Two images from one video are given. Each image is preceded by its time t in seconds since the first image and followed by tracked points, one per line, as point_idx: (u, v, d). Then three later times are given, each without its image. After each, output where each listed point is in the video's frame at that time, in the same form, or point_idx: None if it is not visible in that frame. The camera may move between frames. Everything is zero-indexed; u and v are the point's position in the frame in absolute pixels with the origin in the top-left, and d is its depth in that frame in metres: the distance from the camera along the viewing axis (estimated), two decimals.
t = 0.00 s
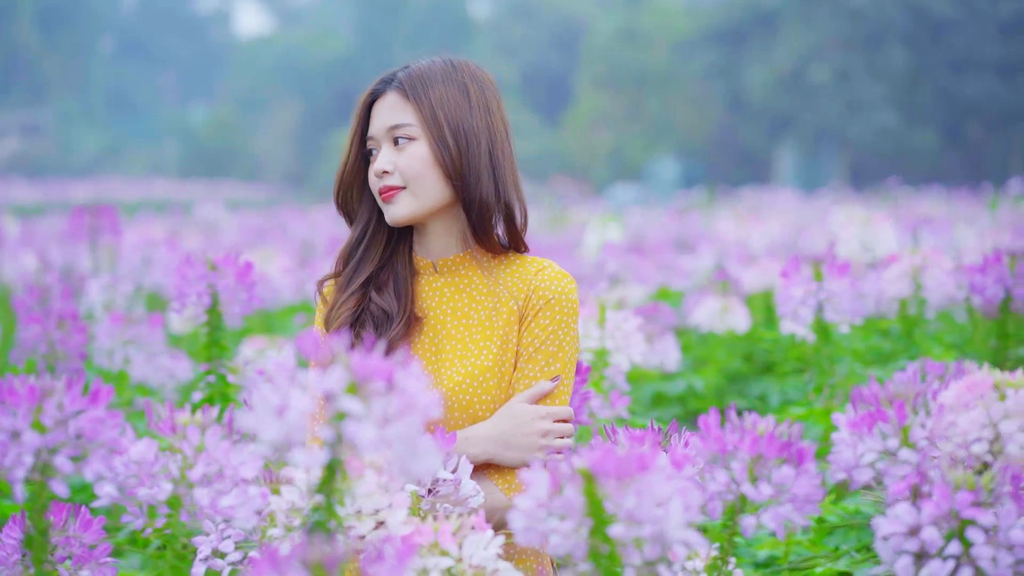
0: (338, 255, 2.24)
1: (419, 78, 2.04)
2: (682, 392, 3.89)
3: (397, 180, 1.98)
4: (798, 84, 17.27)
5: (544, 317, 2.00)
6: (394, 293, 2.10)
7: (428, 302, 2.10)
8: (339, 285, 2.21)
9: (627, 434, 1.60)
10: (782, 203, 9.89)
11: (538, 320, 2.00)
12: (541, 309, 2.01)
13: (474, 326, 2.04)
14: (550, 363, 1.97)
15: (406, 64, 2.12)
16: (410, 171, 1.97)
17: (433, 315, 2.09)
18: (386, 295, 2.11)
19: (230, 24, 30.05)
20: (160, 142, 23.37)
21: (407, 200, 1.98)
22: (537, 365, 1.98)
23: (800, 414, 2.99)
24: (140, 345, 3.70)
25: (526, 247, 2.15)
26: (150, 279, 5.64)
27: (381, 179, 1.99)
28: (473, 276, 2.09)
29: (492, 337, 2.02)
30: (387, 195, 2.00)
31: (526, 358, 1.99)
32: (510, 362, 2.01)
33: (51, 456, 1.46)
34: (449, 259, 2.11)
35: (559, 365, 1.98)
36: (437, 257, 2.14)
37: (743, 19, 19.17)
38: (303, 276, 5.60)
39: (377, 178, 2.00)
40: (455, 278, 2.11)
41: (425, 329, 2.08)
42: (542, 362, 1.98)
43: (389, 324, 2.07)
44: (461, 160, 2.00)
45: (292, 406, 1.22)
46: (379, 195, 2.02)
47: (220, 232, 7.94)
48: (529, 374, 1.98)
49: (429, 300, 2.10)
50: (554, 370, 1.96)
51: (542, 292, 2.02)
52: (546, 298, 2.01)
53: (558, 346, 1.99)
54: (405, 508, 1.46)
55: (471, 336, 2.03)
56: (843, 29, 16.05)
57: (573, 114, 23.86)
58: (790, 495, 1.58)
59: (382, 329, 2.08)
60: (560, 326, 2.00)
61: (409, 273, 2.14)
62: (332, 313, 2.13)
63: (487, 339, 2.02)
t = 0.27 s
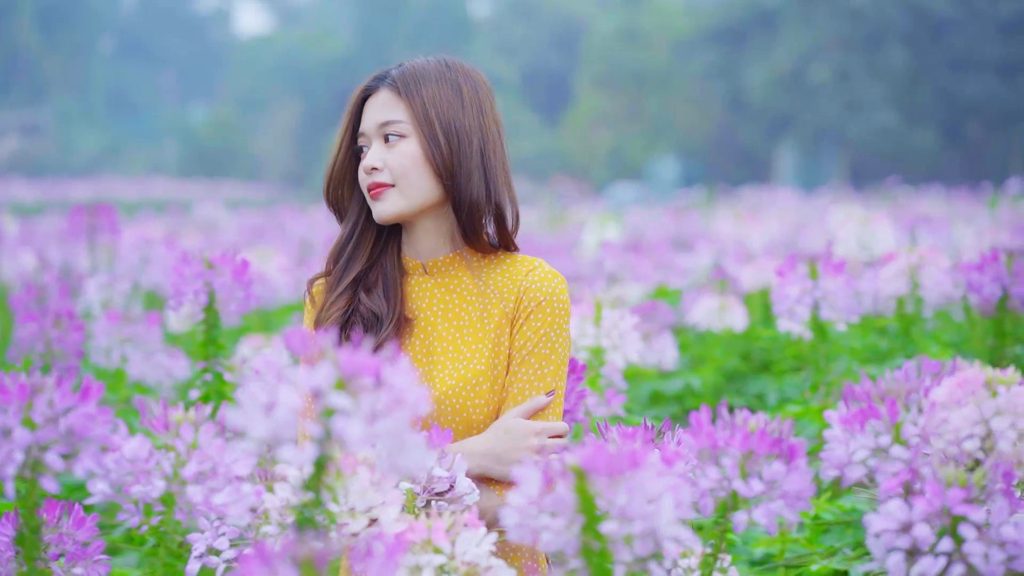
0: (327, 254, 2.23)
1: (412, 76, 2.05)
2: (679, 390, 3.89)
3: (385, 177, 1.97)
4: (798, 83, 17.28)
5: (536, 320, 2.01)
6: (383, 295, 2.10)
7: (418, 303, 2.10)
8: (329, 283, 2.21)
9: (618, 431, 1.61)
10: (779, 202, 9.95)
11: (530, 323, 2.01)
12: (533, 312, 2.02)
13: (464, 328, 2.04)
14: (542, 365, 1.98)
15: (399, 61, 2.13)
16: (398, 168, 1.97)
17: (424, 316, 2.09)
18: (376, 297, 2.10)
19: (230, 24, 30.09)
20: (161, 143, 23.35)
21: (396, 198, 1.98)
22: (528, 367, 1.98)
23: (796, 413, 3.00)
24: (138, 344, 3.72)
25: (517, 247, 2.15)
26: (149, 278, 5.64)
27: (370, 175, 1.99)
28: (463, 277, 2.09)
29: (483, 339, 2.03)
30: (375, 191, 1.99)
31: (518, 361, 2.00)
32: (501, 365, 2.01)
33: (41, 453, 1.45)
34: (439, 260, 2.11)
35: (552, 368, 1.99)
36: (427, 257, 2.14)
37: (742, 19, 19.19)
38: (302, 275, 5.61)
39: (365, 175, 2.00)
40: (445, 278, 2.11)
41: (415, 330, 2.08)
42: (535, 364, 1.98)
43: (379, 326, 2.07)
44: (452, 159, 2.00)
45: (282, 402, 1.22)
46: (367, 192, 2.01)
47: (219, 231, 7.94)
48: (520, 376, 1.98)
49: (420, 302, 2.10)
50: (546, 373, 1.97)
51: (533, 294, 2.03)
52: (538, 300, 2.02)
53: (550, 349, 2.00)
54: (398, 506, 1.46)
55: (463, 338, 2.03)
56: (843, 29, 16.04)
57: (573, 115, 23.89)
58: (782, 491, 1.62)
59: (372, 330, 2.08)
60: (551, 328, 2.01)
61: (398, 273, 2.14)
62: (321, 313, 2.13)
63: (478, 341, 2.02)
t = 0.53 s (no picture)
0: (319, 256, 2.22)
1: (406, 78, 2.05)
2: (678, 390, 3.89)
3: (376, 178, 1.97)
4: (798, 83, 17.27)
5: (530, 325, 2.01)
6: (375, 298, 2.10)
7: (411, 306, 2.10)
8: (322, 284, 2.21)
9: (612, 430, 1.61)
10: (779, 202, 9.95)
11: (524, 328, 2.01)
12: (527, 317, 2.02)
13: (457, 331, 2.05)
14: (536, 370, 1.98)
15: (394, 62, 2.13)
16: (390, 168, 1.96)
17: (416, 320, 2.09)
18: (368, 300, 2.10)
19: (230, 24, 30.06)
20: (161, 142, 23.29)
21: (386, 199, 1.97)
22: (523, 373, 1.99)
23: (794, 412, 3.01)
24: (136, 343, 3.73)
25: (510, 249, 2.16)
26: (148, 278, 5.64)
27: (361, 175, 1.98)
28: (457, 281, 2.09)
29: (477, 343, 2.03)
30: (366, 192, 1.99)
31: (513, 366, 2.00)
32: (495, 370, 2.02)
33: (32, 452, 1.45)
34: (431, 263, 2.11)
35: (546, 373, 1.99)
36: (419, 260, 2.13)
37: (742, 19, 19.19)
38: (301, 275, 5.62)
39: (357, 174, 2.00)
40: (439, 281, 2.11)
41: (408, 334, 2.08)
42: (529, 369, 1.99)
43: (371, 329, 2.07)
44: (444, 162, 2.00)
45: (273, 402, 1.23)
46: (359, 193, 2.01)
47: (218, 231, 7.92)
48: (513, 381, 1.99)
49: (412, 305, 2.10)
50: (541, 378, 1.98)
51: (528, 299, 2.03)
52: (532, 305, 2.02)
53: (545, 354, 2.00)
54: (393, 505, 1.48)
55: (457, 342, 2.04)
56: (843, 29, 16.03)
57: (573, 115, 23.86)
58: (775, 490, 1.62)
59: (364, 333, 2.07)
60: (545, 334, 2.01)
61: (391, 275, 2.13)
62: (313, 315, 2.13)
63: (472, 346, 2.03)
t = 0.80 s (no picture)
0: (317, 258, 2.23)
1: (403, 80, 2.05)
2: (678, 390, 3.88)
3: (372, 181, 1.98)
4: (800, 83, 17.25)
5: (530, 332, 2.01)
6: (370, 303, 2.10)
7: (406, 310, 2.10)
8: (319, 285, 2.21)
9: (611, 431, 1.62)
10: (781, 203, 9.94)
11: (523, 335, 2.01)
12: (526, 324, 2.01)
13: (454, 337, 2.05)
14: (534, 377, 1.98)
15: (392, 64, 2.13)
16: (386, 172, 1.98)
17: (412, 325, 2.09)
18: (363, 305, 2.10)
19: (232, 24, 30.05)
20: (163, 142, 23.26)
21: (381, 202, 1.98)
22: (522, 381, 1.98)
23: (793, 412, 3.01)
24: (136, 343, 3.73)
25: (506, 254, 2.16)
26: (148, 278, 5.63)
27: (357, 178, 2.00)
28: (454, 286, 2.09)
29: (474, 349, 2.03)
30: (361, 195, 2.00)
31: (512, 373, 2.00)
32: (493, 375, 2.02)
33: (28, 451, 1.46)
34: (427, 267, 2.12)
35: (546, 381, 1.99)
36: (416, 265, 2.14)
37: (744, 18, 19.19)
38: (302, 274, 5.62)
39: (352, 177, 2.00)
40: (436, 286, 2.11)
41: (404, 338, 2.08)
42: (527, 376, 1.98)
43: (365, 333, 2.07)
44: (442, 167, 2.01)
45: (272, 402, 1.23)
46: (354, 196, 2.02)
47: (220, 231, 7.92)
48: (512, 387, 1.98)
49: (408, 308, 2.10)
50: (540, 386, 1.97)
51: (527, 305, 2.02)
52: (531, 312, 2.02)
53: (544, 361, 2.00)
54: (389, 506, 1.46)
55: (455, 348, 2.04)
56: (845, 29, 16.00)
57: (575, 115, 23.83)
58: (773, 490, 1.60)
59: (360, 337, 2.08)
60: (545, 341, 2.01)
61: (387, 279, 2.14)
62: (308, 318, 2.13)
63: (470, 353, 2.03)
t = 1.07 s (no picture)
0: (316, 258, 2.23)
1: (401, 82, 2.06)
2: (680, 390, 3.88)
3: (369, 182, 1.99)
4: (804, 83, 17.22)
5: (533, 340, 2.01)
6: (369, 306, 2.11)
7: (405, 313, 2.11)
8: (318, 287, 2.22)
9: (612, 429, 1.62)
10: (785, 202, 9.92)
11: (526, 344, 2.01)
12: (529, 331, 2.02)
13: (453, 341, 2.05)
14: (537, 385, 1.98)
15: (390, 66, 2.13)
16: (383, 174, 1.98)
17: (410, 328, 2.09)
18: (361, 308, 2.11)
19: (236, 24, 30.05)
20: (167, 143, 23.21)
21: (377, 205, 1.99)
22: (525, 389, 1.99)
23: (795, 412, 3.02)
24: (137, 343, 3.73)
25: (506, 257, 2.16)
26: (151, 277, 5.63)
27: (354, 179, 2.00)
28: (454, 291, 2.10)
29: (474, 354, 2.03)
30: (358, 197, 2.00)
31: (515, 380, 2.00)
32: (494, 380, 2.02)
33: (27, 452, 1.48)
34: (425, 270, 2.12)
35: (549, 390, 1.99)
36: (415, 268, 2.14)
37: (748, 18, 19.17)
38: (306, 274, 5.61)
39: (349, 179, 2.01)
40: (435, 289, 2.11)
41: (402, 341, 2.08)
42: (530, 384, 1.99)
43: (364, 335, 2.08)
44: (440, 170, 2.01)
45: (271, 401, 1.23)
46: (351, 198, 2.02)
47: (223, 231, 7.90)
48: (516, 396, 1.99)
49: (407, 311, 2.11)
50: (542, 393, 1.98)
51: (529, 313, 2.03)
52: (534, 320, 2.02)
53: (547, 369, 2.00)
54: (388, 504, 1.47)
55: (455, 354, 2.04)
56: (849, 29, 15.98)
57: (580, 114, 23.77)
58: (772, 490, 1.62)
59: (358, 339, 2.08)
60: (548, 348, 2.01)
61: (385, 282, 2.15)
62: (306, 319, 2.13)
63: (471, 358, 2.03)
